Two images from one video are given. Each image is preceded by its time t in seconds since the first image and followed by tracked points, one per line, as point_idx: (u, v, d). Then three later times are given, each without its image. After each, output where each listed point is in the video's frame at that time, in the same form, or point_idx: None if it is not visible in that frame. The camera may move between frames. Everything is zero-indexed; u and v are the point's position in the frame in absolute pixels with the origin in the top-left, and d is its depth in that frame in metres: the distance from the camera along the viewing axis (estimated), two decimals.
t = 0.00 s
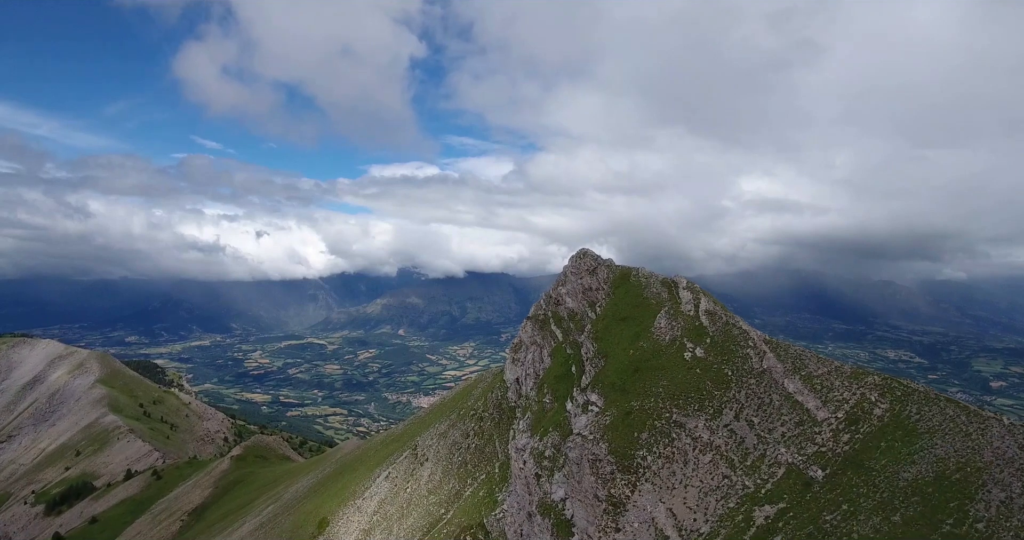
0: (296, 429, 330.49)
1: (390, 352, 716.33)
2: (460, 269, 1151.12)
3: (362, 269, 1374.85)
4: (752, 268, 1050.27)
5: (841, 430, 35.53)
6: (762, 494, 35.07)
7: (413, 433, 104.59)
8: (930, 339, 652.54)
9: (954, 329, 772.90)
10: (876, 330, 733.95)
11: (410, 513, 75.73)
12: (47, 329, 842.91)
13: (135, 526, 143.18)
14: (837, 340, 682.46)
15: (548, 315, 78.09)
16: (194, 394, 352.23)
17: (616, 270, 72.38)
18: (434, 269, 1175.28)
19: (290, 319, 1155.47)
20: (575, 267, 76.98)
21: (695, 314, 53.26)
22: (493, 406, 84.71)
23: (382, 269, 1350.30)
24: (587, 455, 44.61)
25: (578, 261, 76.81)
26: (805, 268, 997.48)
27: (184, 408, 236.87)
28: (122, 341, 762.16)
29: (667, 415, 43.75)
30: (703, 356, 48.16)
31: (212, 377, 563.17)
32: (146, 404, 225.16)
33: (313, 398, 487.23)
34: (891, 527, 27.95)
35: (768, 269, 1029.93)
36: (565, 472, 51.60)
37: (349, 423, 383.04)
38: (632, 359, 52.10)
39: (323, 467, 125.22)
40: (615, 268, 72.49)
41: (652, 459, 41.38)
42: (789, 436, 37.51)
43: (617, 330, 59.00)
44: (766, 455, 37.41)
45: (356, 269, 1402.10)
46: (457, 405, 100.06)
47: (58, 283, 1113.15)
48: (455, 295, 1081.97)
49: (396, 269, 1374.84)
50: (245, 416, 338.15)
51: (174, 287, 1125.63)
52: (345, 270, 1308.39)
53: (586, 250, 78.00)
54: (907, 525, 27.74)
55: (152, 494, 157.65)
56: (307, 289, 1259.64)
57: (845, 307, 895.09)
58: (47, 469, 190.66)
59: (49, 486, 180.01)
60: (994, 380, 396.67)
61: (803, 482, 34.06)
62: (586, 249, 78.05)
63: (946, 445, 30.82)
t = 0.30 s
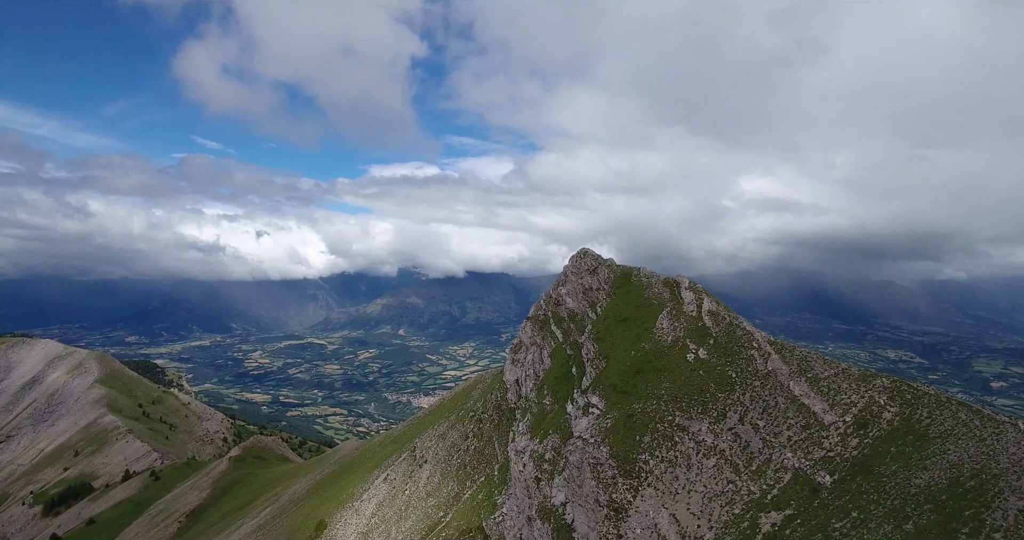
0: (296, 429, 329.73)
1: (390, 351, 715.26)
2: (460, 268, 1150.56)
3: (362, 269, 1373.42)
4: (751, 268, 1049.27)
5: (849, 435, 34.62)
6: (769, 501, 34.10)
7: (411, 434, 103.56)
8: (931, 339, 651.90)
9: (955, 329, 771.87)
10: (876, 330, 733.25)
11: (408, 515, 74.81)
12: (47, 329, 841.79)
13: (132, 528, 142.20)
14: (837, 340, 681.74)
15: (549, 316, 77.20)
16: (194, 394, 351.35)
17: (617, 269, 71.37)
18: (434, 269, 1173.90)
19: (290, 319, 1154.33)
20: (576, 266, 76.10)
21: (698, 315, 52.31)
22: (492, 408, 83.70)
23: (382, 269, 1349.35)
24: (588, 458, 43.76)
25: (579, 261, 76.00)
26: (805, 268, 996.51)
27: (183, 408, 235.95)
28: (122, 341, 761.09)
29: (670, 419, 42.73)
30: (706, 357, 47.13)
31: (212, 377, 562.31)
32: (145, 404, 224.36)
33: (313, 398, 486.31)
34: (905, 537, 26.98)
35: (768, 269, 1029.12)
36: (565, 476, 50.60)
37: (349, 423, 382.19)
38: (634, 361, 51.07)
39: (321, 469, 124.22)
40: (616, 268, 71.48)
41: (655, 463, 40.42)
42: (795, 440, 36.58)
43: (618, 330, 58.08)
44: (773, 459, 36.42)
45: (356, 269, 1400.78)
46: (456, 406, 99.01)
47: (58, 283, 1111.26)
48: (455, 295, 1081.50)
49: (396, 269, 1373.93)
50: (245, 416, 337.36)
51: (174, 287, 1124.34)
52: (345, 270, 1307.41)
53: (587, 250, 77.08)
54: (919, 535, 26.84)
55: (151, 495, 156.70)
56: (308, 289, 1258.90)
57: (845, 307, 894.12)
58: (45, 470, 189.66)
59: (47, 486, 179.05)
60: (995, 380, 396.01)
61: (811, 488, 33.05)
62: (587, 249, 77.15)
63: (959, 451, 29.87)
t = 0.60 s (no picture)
0: (296, 429, 328.93)
1: (390, 351, 714.20)
2: (460, 269, 1149.89)
3: (362, 269, 1371.81)
4: (751, 268, 1048.07)
5: (857, 439, 33.68)
6: (775, 507, 33.09)
7: (410, 435, 102.71)
8: (931, 339, 650.88)
9: (955, 329, 770.84)
10: (876, 330, 732.29)
11: (406, 518, 73.87)
12: (46, 329, 840.80)
13: (130, 529, 141.28)
14: (837, 340, 680.95)
15: (549, 316, 76.20)
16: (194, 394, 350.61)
17: (619, 269, 70.37)
18: (434, 269, 1173.17)
19: (290, 319, 1153.39)
20: (576, 266, 75.22)
21: (700, 315, 51.36)
22: (492, 409, 82.87)
23: (382, 269, 1348.64)
24: (589, 461, 42.92)
25: (579, 261, 75.15)
26: (805, 268, 995.41)
27: (183, 408, 235.03)
28: (122, 341, 760.04)
29: (673, 421, 41.77)
30: (709, 358, 46.18)
31: (212, 377, 561.26)
32: (144, 404, 223.38)
33: (313, 397, 485.11)
34: None
35: (768, 269, 1028.10)
36: (566, 479, 49.62)
37: (349, 423, 381.28)
38: (635, 363, 50.15)
39: (320, 470, 123.46)
40: (617, 268, 70.51)
41: (656, 467, 39.51)
42: (802, 444, 35.65)
43: (619, 330, 57.20)
44: (778, 463, 35.51)
45: (356, 269, 1399.14)
46: (454, 407, 98.20)
47: (58, 283, 1109.38)
48: (455, 295, 1080.53)
49: (396, 269, 1372.59)
50: (245, 416, 336.43)
51: (174, 287, 1123.72)
52: (345, 270, 1306.57)
53: (587, 250, 76.33)
54: None
55: (149, 496, 155.73)
56: (308, 289, 1258.00)
57: (845, 307, 893.00)
58: (43, 470, 188.79)
59: (45, 487, 177.90)
60: (995, 380, 394.82)
61: (819, 494, 32.09)
62: (588, 249, 76.34)
63: (971, 457, 29.09)
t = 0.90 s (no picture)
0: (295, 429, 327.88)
1: (390, 351, 713.00)
2: (460, 268, 1148.85)
3: (362, 269, 1370.93)
4: (751, 268, 1046.26)
5: (866, 445, 32.58)
6: (783, 515, 32.04)
7: (409, 437, 101.58)
8: (931, 339, 649.16)
9: (955, 329, 768.85)
10: (876, 330, 730.65)
11: (405, 521, 72.80)
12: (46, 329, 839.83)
13: (128, 531, 140.11)
14: (837, 340, 679.10)
15: (549, 316, 75.19)
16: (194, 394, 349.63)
17: (620, 268, 69.42)
18: (434, 269, 1172.12)
19: (290, 319, 1152.16)
20: (576, 265, 74.34)
21: (704, 315, 50.24)
22: (491, 410, 81.90)
23: (382, 269, 1347.54)
24: (590, 466, 41.84)
25: (580, 260, 74.22)
26: (805, 268, 994.04)
27: (182, 409, 233.96)
28: (122, 341, 759.05)
29: (676, 425, 40.68)
30: (713, 360, 45.06)
31: (212, 377, 560.37)
32: (143, 404, 222.45)
33: (312, 397, 484.20)
34: None
35: (768, 269, 1026.60)
36: (566, 483, 48.58)
37: (348, 423, 380.25)
38: (636, 365, 49.06)
39: (318, 472, 122.39)
40: (618, 268, 69.43)
41: (660, 473, 38.37)
42: (809, 449, 34.61)
43: (620, 331, 56.09)
44: (786, 468, 34.45)
45: (356, 269, 1397.73)
46: (453, 408, 97.29)
47: (58, 283, 1108.43)
48: (455, 295, 1079.35)
49: (396, 269, 1371.50)
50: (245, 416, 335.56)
51: (174, 287, 1122.55)
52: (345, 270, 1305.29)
53: (588, 249, 75.34)
54: None
55: (147, 497, 154.70)
56: (308, 289, 1256.93)
57: (845, 307, 891.44)
58: (41, 471, 187.69)
59: (43, 488, 176.76)
60: (996, 380, 393.75)
61: (829, 502, 30.99)
62: (588, 248, 75.37)
63: (989, 463, 28.03)
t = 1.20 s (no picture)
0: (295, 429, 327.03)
1: (390, 351, 712.25)
2: (460, 268, 1147.91)
3: (362, 268, 1369.81)
4: (751, 268, 1044.51)
5: (876, 449, 31.66)
6: (790, 522, 31.04)
7: (407, 438, 100.66)
8: (931, 339, 647.44)
9: (955, 329, 766.83)
10: (877, 330, 728.62)
11: (402, 524, 71.79)
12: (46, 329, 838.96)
13: (125, 532, 139.15)
14: (837, 340, 677.80)
15: (549, 316, 74.26)
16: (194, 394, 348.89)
17: (621, 268, 68.30)
18: (434, 269, 1170.81)
19: (290, 319, 1151.73)
20: (577, 266, 73.30)
21: (706, 315, 49.35)
22: (490, 412, 80.95)
23: (382, 269, 1346.22)
24: (591, 470, 40.85)
25: (580, 260, 73.29)
26: (805, 268, 992.29)
27: (181, 409, 233.10)
28: (122, 341, 758.46)
29: (679, 428, 39.72)
30: (716, 362, 44.08)
31: (212, 376, 559.68)
32: (142, 404, 221.57)
33: (312, 397, 483.36)
34: None
35: (768, 269, 1024.93)
36: (566, 487, 47.65)
37: (348, 423, 379.31)
38: (638, 366, 48.12)
39: (316, 473, 121.59)
40: (619, 267, 68.46)
41: (662, 478, 37.43)
42: (818, 454, 33.63)
43: (621, 332, 55.05)
44: (793, 474, 33.46)
45: (356, 269, 1396.74)
46: (452, 409, 96.28)
47: (58, 282, 1107.61)
48: (455, 295, 1078.23)
49: (396, 268, 1370.39)
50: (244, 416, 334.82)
51: (174, 287, 1122.13)
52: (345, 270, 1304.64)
53: (589, 249, 74.40)
54: None
55: (145, 498, 153.63)
56: (308, 289, 1256.21)
57: (845, 307, 889.66)
58: (39, 471, 186.67)
59: (41, 489, 175.70)
60: (997, 380, 392.57)
61: (838, 508, 30.10)
62: (589, 248, 74.36)
63: (1006, 469, 27.08)
